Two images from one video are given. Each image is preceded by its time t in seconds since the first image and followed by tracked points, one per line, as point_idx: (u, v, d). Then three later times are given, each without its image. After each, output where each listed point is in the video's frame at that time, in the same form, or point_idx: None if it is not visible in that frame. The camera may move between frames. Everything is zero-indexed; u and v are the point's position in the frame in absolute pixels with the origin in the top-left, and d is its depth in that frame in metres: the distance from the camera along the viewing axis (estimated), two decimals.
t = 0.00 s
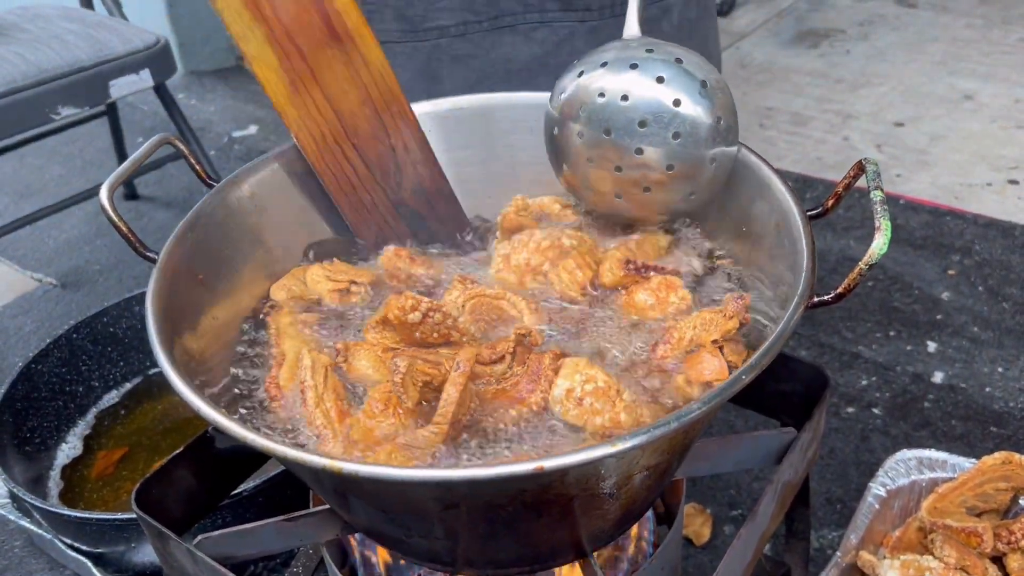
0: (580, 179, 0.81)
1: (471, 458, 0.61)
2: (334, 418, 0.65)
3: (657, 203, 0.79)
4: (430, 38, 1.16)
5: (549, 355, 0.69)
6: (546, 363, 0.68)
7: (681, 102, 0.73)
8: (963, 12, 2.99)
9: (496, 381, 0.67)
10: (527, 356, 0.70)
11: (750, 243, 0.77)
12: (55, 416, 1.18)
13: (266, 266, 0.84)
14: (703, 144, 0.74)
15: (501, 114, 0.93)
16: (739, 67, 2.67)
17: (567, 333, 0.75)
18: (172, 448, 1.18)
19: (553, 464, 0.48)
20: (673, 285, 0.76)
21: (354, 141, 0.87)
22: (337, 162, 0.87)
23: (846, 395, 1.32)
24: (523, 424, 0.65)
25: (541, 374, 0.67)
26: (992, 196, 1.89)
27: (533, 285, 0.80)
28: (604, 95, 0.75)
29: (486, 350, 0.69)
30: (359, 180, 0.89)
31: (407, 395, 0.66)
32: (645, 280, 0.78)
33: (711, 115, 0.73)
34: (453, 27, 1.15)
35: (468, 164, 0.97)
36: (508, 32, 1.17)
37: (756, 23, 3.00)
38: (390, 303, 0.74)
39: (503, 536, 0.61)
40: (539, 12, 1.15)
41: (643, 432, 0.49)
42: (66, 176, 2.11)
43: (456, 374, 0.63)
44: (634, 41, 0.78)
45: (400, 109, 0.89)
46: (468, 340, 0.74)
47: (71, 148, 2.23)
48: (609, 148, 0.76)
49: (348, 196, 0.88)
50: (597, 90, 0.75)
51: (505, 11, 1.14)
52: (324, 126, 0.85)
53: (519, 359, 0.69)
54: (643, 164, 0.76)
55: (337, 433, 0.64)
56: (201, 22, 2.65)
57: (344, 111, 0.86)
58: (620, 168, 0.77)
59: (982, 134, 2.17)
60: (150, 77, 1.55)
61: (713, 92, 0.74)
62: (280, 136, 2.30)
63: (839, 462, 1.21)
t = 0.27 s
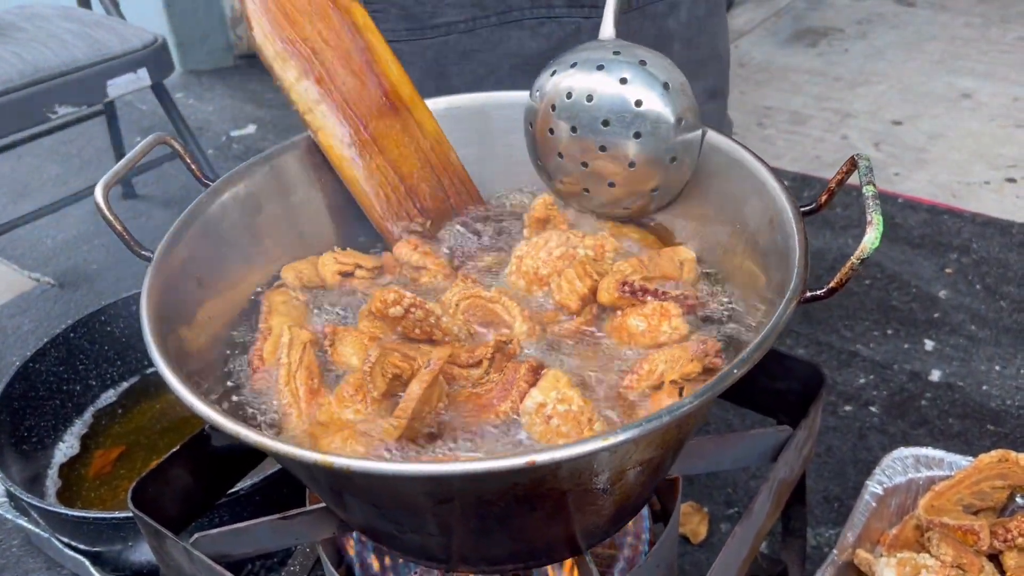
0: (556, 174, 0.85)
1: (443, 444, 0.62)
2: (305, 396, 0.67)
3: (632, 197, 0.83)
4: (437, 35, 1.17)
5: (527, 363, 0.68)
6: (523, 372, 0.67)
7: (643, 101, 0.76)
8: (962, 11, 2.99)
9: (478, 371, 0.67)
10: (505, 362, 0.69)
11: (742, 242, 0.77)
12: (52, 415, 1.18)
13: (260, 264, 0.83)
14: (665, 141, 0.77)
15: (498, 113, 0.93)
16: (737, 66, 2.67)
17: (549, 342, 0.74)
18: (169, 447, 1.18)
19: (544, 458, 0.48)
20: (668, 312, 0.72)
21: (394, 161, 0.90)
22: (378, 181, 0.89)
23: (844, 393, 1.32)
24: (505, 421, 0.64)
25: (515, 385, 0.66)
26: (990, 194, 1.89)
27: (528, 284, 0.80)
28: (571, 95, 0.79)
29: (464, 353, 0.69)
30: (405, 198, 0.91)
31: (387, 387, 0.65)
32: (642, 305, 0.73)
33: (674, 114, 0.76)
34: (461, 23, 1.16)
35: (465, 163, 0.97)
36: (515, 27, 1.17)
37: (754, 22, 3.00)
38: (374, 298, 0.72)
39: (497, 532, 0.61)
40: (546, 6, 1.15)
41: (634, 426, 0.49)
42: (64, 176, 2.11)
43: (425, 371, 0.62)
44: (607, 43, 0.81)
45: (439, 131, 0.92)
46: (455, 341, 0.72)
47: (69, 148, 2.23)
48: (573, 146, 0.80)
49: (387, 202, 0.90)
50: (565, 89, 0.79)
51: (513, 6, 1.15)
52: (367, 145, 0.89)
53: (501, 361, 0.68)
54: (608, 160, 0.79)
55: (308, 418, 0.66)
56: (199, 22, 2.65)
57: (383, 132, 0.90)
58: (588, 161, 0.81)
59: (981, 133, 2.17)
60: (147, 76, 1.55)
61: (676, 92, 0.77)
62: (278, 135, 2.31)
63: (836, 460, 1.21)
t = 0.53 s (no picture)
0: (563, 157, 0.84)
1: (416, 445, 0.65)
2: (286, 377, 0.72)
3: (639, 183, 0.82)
4: (440, 30, 1.19)
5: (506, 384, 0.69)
6: (496, 398, 0.67)
7: (650, 86, 0.75)
8: (961, 10, 2.99)
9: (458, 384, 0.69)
10: (483, 382, 0.69)
11: (739, 241, 0.78)
12: (52, 414, 1.18)
13: (260, 264, 0.84)
14: (672, 127, 0.76)
15: (494, 113, 0.93)
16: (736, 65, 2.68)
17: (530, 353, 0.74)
18: (169, 446, 1.18)
19: (541, 453, 0.48)
20: (685, 343, 0.69)
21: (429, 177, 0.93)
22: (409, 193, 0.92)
23: (842, 392, 1.32)
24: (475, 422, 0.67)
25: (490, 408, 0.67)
26: (989, 193, 1.89)
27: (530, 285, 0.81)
28: (578, 78, 0.78)
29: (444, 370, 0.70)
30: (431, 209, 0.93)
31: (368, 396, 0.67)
32: (663, 330, 0.71)
33: (681, 100, 0.75)
34: (464, 19, 1.17)
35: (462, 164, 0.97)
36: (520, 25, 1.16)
37: (753, 21, 3.00)
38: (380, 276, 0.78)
39: (496, 529, 0.61)
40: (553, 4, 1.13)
41: (632, 420, 0.50)
42: (63, 175, 2.11)
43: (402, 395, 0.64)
44: (619, 26, 0.80)
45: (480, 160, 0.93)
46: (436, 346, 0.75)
47: (68, 147, 2.23)
48: (579, 130, 0.80)
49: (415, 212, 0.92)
50: (572, 73, 0.78)
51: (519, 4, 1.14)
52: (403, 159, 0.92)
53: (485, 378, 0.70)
54: (614, 145, 0.79)
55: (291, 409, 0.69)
56: (198, 21, 2.65)
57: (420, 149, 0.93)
58: (592, 149, 0.81)
59: (980, 132, 2.18)
60: (146, 76, 1.55)
61: (684, 77, 0.76)
62: (277, 134, 2.30)
63: (835, 459, 1.21)
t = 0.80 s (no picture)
0: (570, 145, 0.82)
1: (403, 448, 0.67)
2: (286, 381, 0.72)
3: (642, 176, 0.81)
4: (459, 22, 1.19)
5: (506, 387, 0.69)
6: (497, 400, 0.67)
7: (660, 80, 0.74)
8: (960, 8, 2.99)
9: (460, 386, 0.70)
10: (482, 385, 0.70)
11: (739, 241, 0.78)
12: (51, 414, 1.18)
13: (258, 264, 0.84)
14: (681, 123, 0.75)
15: (495, 111, 0.93)
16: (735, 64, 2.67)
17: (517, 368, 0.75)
18: (167, 446, 1.18)
19: (543, 459, 0.48)
20: (678, 352, 0.69)
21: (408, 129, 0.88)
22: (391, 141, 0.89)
23: (841, 391, 1.32)
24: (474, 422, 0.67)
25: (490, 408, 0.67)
26: (988, 191, 1.89)
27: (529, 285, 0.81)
28: (588, 70, 0.76)
29: (444, 372, 0.71)
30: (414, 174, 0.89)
31: (366, 398, 0.69)
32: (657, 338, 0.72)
33: (692, 95, 0.74)
34: (482, 12, 1.17)
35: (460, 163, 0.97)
36: (539, 21, 1.18)
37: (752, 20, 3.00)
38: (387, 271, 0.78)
39: (497, 531, 0.61)
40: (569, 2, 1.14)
41: (634, 426, 0.50)
42: (61, 175, 2.10)
43: (405, 398, 0.66)
44: (630, 20, 0.79)
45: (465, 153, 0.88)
46: (432, 350, 0.76)
47: (66, 147, 2.23)
48: (586, 122, 0.78)
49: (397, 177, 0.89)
50: (581, 65, 0.77)
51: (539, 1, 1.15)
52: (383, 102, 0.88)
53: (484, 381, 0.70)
54: (621, 138, 0.77)
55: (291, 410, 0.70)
56: (197, 20, 2.64)
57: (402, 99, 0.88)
58: (597, 134, 0.79)
59: (978, 130, 2.18)
60: (144, 76, 1.55)
61: (696, 73, 0.75)
62: (275, 134, 2.30)
63: (834, 457, 1.21)
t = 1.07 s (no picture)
0: (583, 127, 0.78)
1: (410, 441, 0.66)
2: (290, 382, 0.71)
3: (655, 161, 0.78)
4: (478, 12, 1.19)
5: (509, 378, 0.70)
6: (501, 389, 0.68)
7: (681, 56, 0.71)
8: (958, 7, 2.99)
9: (465, 378, 0.70)
10: (486, 376, 0.70)
11: (739, 240, 0.78)
12: (49, 414, 1.18)
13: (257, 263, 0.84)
14: (700, 102, 0.71)
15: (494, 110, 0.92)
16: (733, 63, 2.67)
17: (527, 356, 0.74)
18: (166, 446, 1.18)
19: (541, 458, 0.48)
20: (681, 346, 0.70)
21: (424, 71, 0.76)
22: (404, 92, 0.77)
23: (840, 389, 1.33)
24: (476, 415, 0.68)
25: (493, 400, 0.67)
26: (986, 190, 1.89)
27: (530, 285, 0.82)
28: (607, 44, 0.73)
29: (448, 365, 0.71)
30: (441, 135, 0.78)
31: (369, 390, 0.70)
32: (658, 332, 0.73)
33: (713, 73, 0.71)
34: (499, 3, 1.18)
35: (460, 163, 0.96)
36: (551, 13, 1.17)
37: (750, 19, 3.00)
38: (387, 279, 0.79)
39: (495, 530, 0.61)
40: None
41: (632, 424, 0.50)
42: (60, 175, 2.10)
43: (409, 393, 0.66)
44: None
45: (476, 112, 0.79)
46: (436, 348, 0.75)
47: (65, 147, 2.23)
48: (604, 99, 0.74)
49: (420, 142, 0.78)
50: (601, 39, 0.73)
51: None
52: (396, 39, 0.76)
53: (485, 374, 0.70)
54: (639, 117, 0.73)
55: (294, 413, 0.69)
56: (195, 19, 2.64)
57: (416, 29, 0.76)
58: (615, 116, 0.75)
59: (976, 129, 2.18)
60: (142, 75, 1.55)
61: (717, 51, 0.72)
62: (274, 133, 2.30)
63: (833, 456, 1.22)
